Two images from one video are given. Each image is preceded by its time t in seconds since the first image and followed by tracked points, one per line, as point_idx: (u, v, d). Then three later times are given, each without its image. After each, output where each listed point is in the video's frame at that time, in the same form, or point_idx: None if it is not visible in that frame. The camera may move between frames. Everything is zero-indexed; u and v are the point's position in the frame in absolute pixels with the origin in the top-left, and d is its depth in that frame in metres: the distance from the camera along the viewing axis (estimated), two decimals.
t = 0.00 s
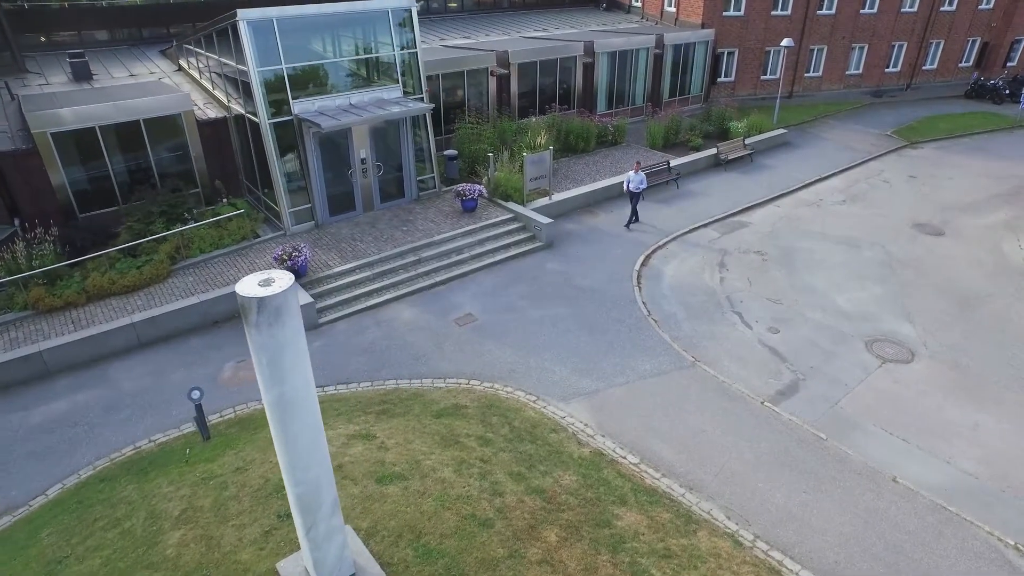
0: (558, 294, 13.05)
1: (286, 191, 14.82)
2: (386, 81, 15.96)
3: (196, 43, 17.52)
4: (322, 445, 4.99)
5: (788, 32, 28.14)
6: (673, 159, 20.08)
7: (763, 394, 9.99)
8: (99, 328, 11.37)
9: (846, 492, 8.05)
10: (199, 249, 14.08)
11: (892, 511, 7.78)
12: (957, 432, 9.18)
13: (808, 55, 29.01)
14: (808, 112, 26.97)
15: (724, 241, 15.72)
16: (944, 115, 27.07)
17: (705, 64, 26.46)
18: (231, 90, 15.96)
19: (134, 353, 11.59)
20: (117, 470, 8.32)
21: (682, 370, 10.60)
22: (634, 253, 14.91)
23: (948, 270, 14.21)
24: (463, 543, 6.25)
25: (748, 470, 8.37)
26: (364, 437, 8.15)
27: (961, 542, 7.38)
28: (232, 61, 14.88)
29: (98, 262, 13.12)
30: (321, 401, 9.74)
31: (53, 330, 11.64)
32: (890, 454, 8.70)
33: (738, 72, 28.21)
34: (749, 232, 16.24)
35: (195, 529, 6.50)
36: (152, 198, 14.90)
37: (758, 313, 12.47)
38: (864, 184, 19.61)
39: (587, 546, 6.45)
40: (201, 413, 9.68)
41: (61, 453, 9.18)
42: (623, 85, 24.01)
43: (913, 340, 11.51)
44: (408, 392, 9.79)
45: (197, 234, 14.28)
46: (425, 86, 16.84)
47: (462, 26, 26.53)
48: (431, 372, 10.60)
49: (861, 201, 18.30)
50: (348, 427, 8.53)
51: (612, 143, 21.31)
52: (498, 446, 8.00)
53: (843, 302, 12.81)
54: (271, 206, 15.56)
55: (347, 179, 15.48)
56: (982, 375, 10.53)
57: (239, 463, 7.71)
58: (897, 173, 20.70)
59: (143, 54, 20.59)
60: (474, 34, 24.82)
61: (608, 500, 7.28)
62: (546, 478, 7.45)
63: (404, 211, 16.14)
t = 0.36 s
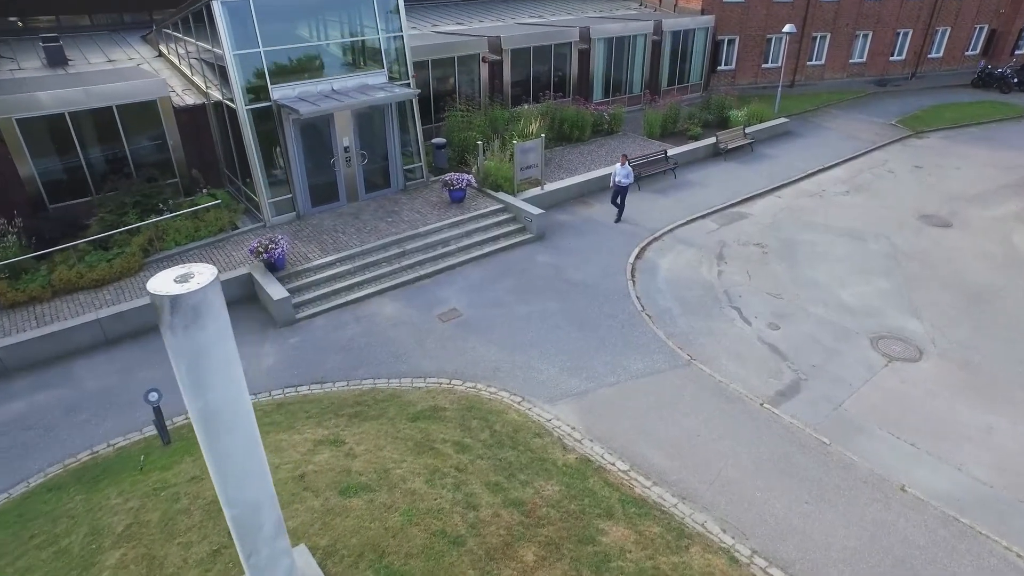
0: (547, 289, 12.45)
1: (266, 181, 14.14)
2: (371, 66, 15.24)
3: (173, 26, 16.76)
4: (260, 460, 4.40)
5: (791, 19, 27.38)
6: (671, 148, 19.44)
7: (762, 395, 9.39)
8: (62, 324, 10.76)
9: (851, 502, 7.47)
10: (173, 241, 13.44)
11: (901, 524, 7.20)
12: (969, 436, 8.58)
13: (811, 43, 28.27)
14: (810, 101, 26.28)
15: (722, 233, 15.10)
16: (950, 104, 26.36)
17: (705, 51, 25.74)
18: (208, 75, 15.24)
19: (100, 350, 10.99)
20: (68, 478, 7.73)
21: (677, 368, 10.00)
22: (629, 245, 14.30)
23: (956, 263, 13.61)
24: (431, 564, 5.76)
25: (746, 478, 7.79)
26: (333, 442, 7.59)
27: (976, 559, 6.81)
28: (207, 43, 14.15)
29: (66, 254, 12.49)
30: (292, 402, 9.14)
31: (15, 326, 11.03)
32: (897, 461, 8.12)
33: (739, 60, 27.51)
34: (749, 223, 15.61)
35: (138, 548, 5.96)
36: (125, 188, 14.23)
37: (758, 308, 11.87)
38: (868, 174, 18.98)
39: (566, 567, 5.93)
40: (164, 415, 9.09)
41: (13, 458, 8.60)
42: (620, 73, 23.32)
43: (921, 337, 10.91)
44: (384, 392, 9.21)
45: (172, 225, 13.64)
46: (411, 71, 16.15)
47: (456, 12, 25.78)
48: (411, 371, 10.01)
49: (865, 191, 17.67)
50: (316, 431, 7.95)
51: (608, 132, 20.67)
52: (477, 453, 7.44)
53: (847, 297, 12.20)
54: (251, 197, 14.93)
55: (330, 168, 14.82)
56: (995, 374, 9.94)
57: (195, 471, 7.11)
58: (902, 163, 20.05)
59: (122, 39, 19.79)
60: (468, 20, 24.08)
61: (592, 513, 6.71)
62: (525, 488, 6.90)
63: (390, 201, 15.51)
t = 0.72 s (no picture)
0: (538, 288, 11.85)
1: (245, 175, 13.54)
2: (356, 56, 14.58)
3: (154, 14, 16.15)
4: (179, 480, 4.06)
5: (796, 10, 26.67)
6: (671, 142, 18.81)
7: (763, 402, 8.78)
8: (23, 324, 10.18)
9: (860, 522, 6.86)
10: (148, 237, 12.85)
11: (914, 547, 6.59)
12: (988, 449, 7.95)
13: (817, 36, 27.56)
14: (816, 95, 25.61)
15: (723, 230, 14.48)
16: (960, 98, 25.63)
17: (708, 43, 25.07)
18: (187, 65, 14.61)
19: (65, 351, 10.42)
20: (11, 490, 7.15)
21: (672, 373, 9.40)
22: (625, 242, 13.69)
23: (969, 261, 12.96)
24: None
25: (745, 494, 7.19)
26: (297, 453, 7.01)
27: None
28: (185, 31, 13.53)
29: (33, 251, 11.91)
30: (261, 407, 8.55)
31: None
32: (910, 476, 7.50)
33: (742, 53, 26.84)
34: (751, 220, 14.99)
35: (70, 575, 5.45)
36: (101, 181, 13.64)
37: (760, 309, 11.25)
38: (875, 169, 18.31)
39: None
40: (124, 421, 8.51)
41: None
42: (620, 65, 22.68)
43: (933, 340, 10.28)
44: (359, 397, 8.63)
45: (147, 221, 13.05)
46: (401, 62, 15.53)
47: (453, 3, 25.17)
48: (390, 374, 9.43)
49: (872, 187, 17.02)
50: (281, 441, 7.37)
51: (606, 126, 20.07)
52: (452, 467, 6.86)
53: (854, 297, 11.57)
54: (232, 191, 14.34)
55: (313, 162, 14.20)
56: (1012, 381, 9.31)
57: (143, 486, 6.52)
58: (911, 158, 19.38)
59: (105, 29, 19.18)
60: (464, 11, 23.48)
61: (575, 534, 6.15)
62: (502, 506, 6.34)
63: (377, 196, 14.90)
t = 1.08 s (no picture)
0: (531, 289, 11.23)
1: (227, 169, 12.99)
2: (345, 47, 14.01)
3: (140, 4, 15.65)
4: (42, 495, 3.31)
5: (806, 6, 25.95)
6: (675, 139, 18.16)
7: (767, 415, 8.12)
8: None
9: (873, 552, 6.21)
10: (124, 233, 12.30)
11: None
12: (1014, 469, 7.27)
13: (827, 32, 26.81)
14: (826, 93, 24.87)
15: (728, 230, 13.82)
16: (976, 96, 24.79)
17: (714, 39, 24.40)
18: (170, 56, 14.08)
19: (29, 352, 9.88)
20: None
21: (669, 382, 8.76)
22: (624, 242, 13.06)
23: (988, 265, 12.24)
24: None
25: (745, 518, 6.55)
26: (254, 468, 6.43)
27: None
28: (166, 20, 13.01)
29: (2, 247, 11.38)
30: (226, 415, 7.97)
31: None
32: (928, 499, 6.84)
33: (750, 49, 26.14)
34: (757, 219, 14.32)
35: None
36: (79, 175, 13.13)
37: (765, 314, 10.59)
38: (888, 168, 17.58)
39: None
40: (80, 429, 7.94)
41: None
42: (623, 61, 22.04)
43: (951, 349, 9.59)
44: (331, 406, 8.03)
45: (124, 216, 12.51)
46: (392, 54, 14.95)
47: None
48: (368, 381, 8.83)
49: (885, 186, 16.30)
50: (240, 454, 6.79)
51: (608, 122, 19.44)
52: (423, 486, 6.27)
53: (866, 302, 10.88)
54: (215, 187, 13.79)
55: (299, 157, 13.64)
56: None
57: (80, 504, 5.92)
58: (926, 157, 18.62)
59: (94, 21, 18.72)
60: (464, 5, 22.92)
61: (554, 565, 5.59)
62: (474, 533, 5.77)
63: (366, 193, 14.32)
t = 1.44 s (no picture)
0: (528, 288, 10.67)
1: (216, 161, 12.54)
2: (341, 36, 13.50)
3: None
4: None
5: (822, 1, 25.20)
6: (684, 136, 17.54)
7: (778, 426, 7.49)
8: None
9: None
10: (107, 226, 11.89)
11: None
12: None
13: (844, 28, 26.03)
14: (842, 91, 24.11)
15: (738, 228, 13.18)
16: (1000, 95, 23.90)
17: (727, 35, 23.75)
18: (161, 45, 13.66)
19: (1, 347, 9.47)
20: None
21: (672, 389, 8.15)
22: (628, 240, 12.47)
23: (1016, 268, 11.51)
24: None
25: (752, 541, 5.93)
26: (213, 476, 6.00)
27: None
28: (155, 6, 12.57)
29: None
30: (196, 417, 7.47)
31: None
32: (957, 523, 6.19)
33: (764, 46, 25.44)
34: (769, 218, 13.67)
35: None
36: (65, 167, 12.77)
37: (776, 317, 9.95)
38: (907, 167, 16.83)
39: None
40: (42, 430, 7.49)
41: None
42: (632, 56, 21.46)
43: (978, 357, 8.91)
44: (307, 409, 7.51)
45: (109, 209, 12.11)
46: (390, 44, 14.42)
47: None
48: (349, 383, 8.30)
49: (904, 186, 15.57)
50: (201, 460, 6.34)
51: (615, 118, 18.84)
52: (395, 501, 5.79)
53: (884, 306, 10.21)
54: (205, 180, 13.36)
55: (291, 149, 13.16)
56: None
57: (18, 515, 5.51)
58: (948, 156, 17.84)
59: (92, 12, 18.40)
60: None
61: None
62: (447, 554, 5.30)
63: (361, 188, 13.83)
